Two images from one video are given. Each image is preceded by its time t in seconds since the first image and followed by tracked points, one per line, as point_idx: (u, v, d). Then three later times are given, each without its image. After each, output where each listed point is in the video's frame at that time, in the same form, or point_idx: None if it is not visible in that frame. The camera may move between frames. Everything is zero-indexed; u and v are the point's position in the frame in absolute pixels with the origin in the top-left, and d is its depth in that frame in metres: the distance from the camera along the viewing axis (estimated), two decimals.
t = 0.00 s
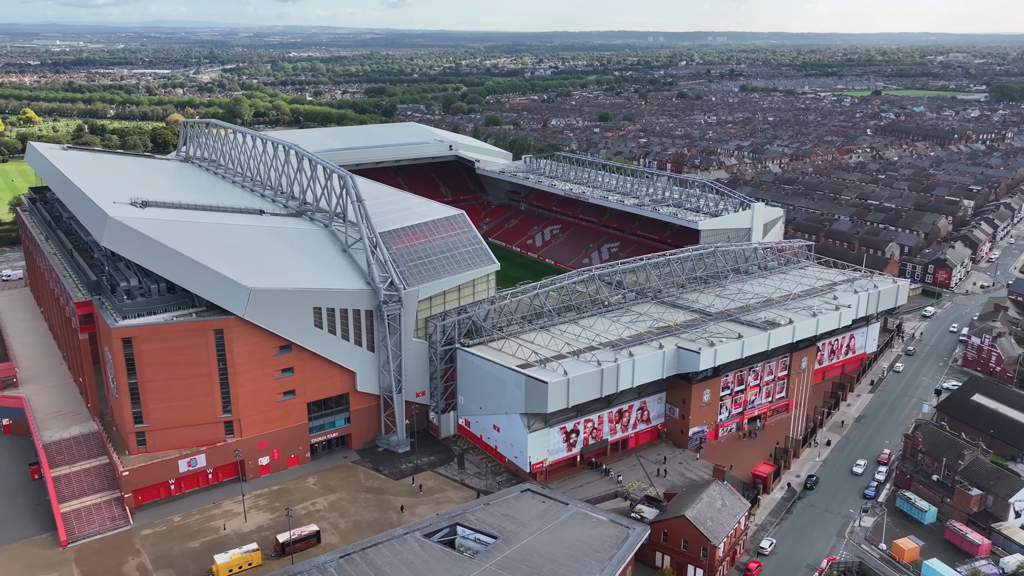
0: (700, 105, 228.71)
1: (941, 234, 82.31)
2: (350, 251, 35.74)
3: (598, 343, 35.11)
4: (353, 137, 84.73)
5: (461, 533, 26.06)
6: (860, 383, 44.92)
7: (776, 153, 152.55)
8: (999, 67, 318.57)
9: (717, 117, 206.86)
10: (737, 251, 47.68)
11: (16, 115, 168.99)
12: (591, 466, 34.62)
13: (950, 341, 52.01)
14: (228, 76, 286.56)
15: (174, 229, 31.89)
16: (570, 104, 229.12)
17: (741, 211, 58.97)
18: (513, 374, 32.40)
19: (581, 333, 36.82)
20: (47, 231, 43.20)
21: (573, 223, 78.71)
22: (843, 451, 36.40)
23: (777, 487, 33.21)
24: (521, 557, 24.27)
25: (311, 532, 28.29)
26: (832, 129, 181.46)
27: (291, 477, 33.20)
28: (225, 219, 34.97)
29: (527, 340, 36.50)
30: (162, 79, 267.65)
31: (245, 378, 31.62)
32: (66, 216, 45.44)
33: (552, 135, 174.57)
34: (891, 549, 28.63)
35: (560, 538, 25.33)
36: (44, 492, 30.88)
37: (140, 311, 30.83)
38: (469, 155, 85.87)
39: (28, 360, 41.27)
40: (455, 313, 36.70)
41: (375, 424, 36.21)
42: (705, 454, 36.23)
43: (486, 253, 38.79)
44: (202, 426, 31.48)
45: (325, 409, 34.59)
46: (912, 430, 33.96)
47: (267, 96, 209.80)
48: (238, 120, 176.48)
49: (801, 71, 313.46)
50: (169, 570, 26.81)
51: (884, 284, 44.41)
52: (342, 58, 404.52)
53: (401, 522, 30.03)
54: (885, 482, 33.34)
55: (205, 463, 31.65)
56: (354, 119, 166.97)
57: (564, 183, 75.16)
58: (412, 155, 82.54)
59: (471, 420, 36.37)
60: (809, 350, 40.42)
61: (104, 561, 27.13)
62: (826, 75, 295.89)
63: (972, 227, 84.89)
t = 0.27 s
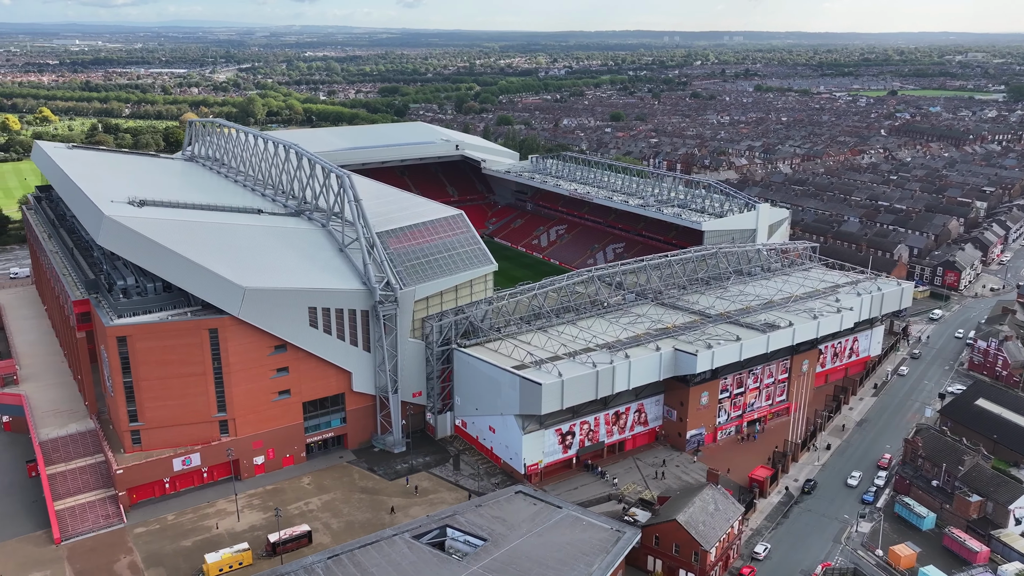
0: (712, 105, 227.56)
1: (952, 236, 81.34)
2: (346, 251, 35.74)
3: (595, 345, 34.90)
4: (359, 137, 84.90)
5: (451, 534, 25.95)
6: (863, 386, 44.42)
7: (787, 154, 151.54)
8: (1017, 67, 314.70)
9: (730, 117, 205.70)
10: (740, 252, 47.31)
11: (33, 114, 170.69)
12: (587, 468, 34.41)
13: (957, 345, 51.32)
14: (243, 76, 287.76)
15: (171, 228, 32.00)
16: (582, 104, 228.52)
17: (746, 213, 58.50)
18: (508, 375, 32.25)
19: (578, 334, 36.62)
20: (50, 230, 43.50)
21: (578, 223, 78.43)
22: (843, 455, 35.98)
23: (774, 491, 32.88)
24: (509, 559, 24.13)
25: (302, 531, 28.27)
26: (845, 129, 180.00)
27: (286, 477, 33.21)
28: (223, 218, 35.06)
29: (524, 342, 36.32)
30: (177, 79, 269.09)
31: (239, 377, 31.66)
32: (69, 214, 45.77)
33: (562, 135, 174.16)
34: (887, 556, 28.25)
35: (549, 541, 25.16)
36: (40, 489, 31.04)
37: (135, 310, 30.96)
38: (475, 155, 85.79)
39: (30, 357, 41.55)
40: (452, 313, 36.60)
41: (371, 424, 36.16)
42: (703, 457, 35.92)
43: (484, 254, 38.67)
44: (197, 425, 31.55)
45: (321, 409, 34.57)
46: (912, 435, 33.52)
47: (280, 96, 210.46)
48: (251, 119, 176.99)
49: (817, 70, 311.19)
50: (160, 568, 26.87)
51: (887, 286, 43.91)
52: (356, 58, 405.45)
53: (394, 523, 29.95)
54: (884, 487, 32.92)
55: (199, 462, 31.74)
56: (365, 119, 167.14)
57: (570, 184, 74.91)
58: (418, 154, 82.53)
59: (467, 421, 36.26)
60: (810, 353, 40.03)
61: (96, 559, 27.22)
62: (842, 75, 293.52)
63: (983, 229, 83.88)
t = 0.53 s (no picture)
0: (725, 105, 226.32)
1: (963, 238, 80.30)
2: (343, 251, 35.76)
3: (591, 347, 34.70)
4: (366, 137, 85.08)
5: (440, 536, 25.85)
6: (866, 390, 43.93)
7: (799, 154, 150.45)
8: None
9: (742, 117, 204.45)
10: (742, 254, 46.94)
11: (49, 113, 172.00)
12: (582, 470, 34.21)
13: (964, 348, 50.65)
14: (258, 76, 288.89)
15: (167, 227, 32.12)
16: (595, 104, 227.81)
17: (751, 214, 58.03)
18: (503, 376, 32.11)
19: (575, 336, 36.43)
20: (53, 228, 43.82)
21: (584, 223, 78.14)
22: (843, 460, 35.59)
23: (771, 495, 32.57)
24: (497, 562, 24.00)
25: (294, 532, 28.25)
26: (859, 129, 178.42)
27: (281, 477, 33.25)
28: (220, 218, 35.17)
29: (521, 343, 36.16)
30: (193, 78, 270.42)
31: (234, 376, 31.71)
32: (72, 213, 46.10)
33: (574, 135, 173.69)
34: (883, 562, 27.88)
35: (538, 544, 25.00)
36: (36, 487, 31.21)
37: (131, 309, 31.08)
38: (482, 155, 85.72)
39: (32, 355, 41.88)
40: (449, 314, 36.51)
41: (367, 425, 36.12)
42: (700, 460, 35.62)
43: (482, 255, 38.57)
44: (192, 424, 31.62)
45: (317, 409, 34.58)
46: (911, 439, 33.16)
47: (294, 96, 211.05)
48: (264, 119, 177.39)
49: (833, 70, 308.82)
50: (151, 567, 26.94)
51: (891, 289, 43.42)
52: (371, 57, 406.29)
53: (386, 524, 29.88)
54: (883, 492, 32.53)
55: (194, 461, 31.82)
56: (377, 118, 167.31)
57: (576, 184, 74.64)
58: (424, 154, 82.52)
59: (464, 422, 36.15)
60: (811, 356, 39.64)
61: (87, 557, 27.33)
62: (857, 75, 291.04)
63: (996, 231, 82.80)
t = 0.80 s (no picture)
0: (738, 105, 225.08)
1: (973, 240, 79.35)
2: (339, 251, 35.78)
3: (587, 348, 34.49)
4: (372, 136, 85.20)
5: (429, 538, 25.76)
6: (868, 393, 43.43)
7: (810, 155, 149.40)
8: None
9: (755, 117, 203.27)
10: (744, 255, 46.56)
11: (65, 113, 173.29)
12: (577, 472, 34.03)
13: (970, 352, 50.02)
14: (273, 75, 289.99)
15: (162, 227, 32.23)
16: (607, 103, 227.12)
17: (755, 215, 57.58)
18: (496, 377, 32.00)
19: (572, 337, 36.26)
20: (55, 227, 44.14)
21: (589, 224, 77.85)
22: (841, 464, 35.21)
23: (767, 499, 32.27)
24: (483, 565, 23.86)
25: (284, 532, 28.26)
26: (872, 130, 176.96)
27: (275, 476, 33.30)
28: (217, 217, 35.29)
29: (517, 344, 36.02)
30: (208, 78, 272.00)
31: (228, 376, 31.78)
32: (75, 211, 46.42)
33: (585, 135, 173.23)
34: (878, 568, 27.53)
35: (527, 547, 24.88)
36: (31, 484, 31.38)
37: (126, 309, 31.24)
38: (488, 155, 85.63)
39: (33, 353, 42.20)
40: (445, 314, 36.43)
41: (363, 425, 36.08)
42: (696, 463, 35.35)
43: (479, 255, 38.48)
44: (186, 423, 31.72)
45: (312, 409, 34.58)
46: (910, 444, 32.77)
47: (307, 95, 211.88)
48: (276, 118, 177.84)
49: (849, 70, 306.48)
50: (142, 566, 27.01)
51: (894, 292, 42.96)
52: (385, 57, 407.05)
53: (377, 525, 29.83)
54: (880, 497, 32.15)
55: (188, 459, 31.92)
56: (388, 118, 167.52)
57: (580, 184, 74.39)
58: (430, 154, 82.58)
59: (459, 423, 36.06)
60: (811, 359, 39.28)
61: (79, 555, 27.43)
62: (873, 75, 288.67)
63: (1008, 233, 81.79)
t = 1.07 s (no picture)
0: (750, 105, 223.81)
1: (983, 243, 78.39)
2: (334, 251, 35.79)
3: (582, 349, 34.30)
4: (378, 136, 85.26)
5: (417, 539, 25.69)
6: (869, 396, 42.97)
7: (821, 156, 148.36)
8: None
9: (767, 118, 202.05)
10: (744, 257, 46.19)
11: (79, 112, 174.43)
12: (571, 474, 33.87)
13: (975, 355, 49.36)
14: (286, 75, 290.88)
15: (157, 226, 32.31)
16: (619, 104, 226.43)
17: (758, 216, 57.12)
18: (489, 379, 31.87)
19: (567, 339, 36.08)
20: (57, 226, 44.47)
21: (593, 224, 77.55)
22: (839, 468, 34.85)
23: (762, 503, 31.99)
24: (469, 567, 23.75)
25: (274, 531, 28.27)
26: (885, 130, 175.40)
27: (268, 476, 33.34)
28: (212, 217, 35.37)
29: (512, 345, 35.85)
30: (222, 78, 273.10)
31: (221, 375, 31.81)
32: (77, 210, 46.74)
33: (595, 135, 172.77)
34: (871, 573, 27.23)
35: (514, 549, 24.75)
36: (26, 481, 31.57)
37: (120, 307, 31.35)
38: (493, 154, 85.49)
39: (34, 351, 42.53)
40: (440, 314, 36.34)
41: (357, 425, 36.07)
42: (692, 466, 35.09)
43: (475, 255, 38.40)
44: (180, 422, 31.79)
45: (306, 409, 34.57)
46: (907, 448, 32.40)
47: (319, 95, 212.47)
48: (288, 117, 178.19)
49: (864, 71, 304.08)
50: (132, 564, 27.07)
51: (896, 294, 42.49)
52: (398, 57, 407.51)
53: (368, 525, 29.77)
54: (877, 502, 31.81)
55: (181, 458, 32.00)
56: (398, 117, 167.62)
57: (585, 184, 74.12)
58: (435, 154, 82.56)
59: (454, 424, 35.97)
60: (811, 361, 38.90)
61: (70, 553, 27.53)
62: (888, 75, 286.20)
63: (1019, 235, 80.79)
